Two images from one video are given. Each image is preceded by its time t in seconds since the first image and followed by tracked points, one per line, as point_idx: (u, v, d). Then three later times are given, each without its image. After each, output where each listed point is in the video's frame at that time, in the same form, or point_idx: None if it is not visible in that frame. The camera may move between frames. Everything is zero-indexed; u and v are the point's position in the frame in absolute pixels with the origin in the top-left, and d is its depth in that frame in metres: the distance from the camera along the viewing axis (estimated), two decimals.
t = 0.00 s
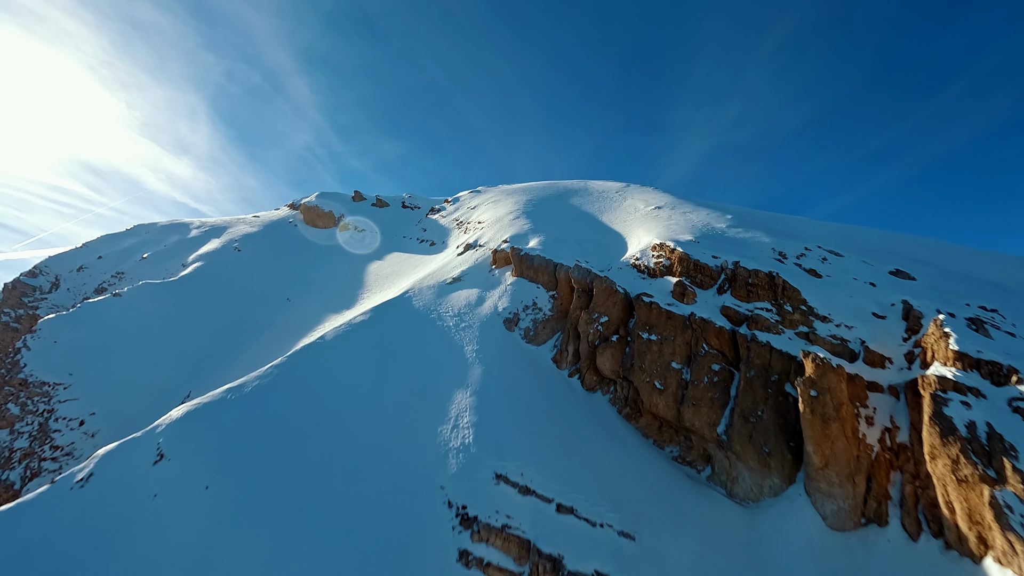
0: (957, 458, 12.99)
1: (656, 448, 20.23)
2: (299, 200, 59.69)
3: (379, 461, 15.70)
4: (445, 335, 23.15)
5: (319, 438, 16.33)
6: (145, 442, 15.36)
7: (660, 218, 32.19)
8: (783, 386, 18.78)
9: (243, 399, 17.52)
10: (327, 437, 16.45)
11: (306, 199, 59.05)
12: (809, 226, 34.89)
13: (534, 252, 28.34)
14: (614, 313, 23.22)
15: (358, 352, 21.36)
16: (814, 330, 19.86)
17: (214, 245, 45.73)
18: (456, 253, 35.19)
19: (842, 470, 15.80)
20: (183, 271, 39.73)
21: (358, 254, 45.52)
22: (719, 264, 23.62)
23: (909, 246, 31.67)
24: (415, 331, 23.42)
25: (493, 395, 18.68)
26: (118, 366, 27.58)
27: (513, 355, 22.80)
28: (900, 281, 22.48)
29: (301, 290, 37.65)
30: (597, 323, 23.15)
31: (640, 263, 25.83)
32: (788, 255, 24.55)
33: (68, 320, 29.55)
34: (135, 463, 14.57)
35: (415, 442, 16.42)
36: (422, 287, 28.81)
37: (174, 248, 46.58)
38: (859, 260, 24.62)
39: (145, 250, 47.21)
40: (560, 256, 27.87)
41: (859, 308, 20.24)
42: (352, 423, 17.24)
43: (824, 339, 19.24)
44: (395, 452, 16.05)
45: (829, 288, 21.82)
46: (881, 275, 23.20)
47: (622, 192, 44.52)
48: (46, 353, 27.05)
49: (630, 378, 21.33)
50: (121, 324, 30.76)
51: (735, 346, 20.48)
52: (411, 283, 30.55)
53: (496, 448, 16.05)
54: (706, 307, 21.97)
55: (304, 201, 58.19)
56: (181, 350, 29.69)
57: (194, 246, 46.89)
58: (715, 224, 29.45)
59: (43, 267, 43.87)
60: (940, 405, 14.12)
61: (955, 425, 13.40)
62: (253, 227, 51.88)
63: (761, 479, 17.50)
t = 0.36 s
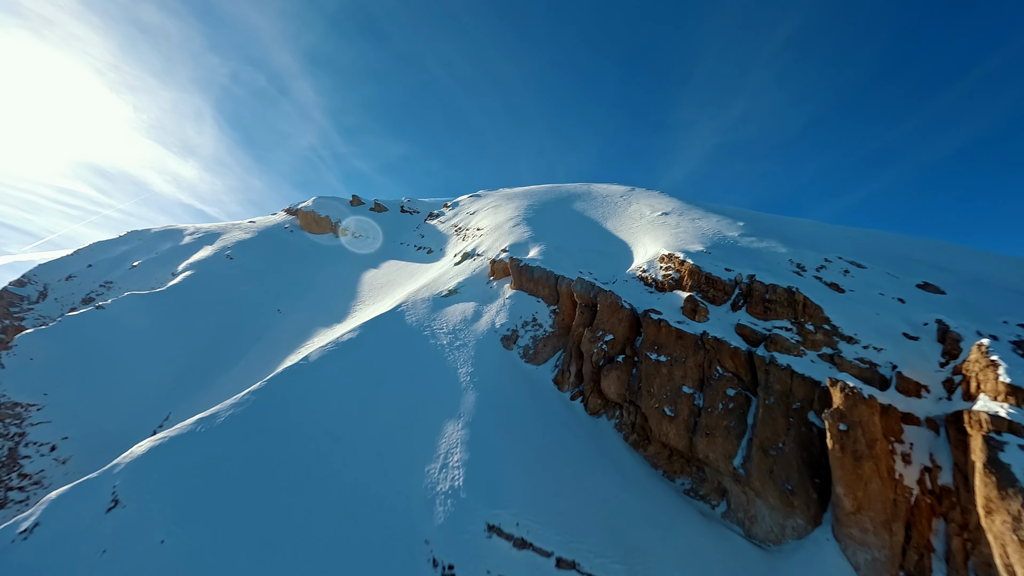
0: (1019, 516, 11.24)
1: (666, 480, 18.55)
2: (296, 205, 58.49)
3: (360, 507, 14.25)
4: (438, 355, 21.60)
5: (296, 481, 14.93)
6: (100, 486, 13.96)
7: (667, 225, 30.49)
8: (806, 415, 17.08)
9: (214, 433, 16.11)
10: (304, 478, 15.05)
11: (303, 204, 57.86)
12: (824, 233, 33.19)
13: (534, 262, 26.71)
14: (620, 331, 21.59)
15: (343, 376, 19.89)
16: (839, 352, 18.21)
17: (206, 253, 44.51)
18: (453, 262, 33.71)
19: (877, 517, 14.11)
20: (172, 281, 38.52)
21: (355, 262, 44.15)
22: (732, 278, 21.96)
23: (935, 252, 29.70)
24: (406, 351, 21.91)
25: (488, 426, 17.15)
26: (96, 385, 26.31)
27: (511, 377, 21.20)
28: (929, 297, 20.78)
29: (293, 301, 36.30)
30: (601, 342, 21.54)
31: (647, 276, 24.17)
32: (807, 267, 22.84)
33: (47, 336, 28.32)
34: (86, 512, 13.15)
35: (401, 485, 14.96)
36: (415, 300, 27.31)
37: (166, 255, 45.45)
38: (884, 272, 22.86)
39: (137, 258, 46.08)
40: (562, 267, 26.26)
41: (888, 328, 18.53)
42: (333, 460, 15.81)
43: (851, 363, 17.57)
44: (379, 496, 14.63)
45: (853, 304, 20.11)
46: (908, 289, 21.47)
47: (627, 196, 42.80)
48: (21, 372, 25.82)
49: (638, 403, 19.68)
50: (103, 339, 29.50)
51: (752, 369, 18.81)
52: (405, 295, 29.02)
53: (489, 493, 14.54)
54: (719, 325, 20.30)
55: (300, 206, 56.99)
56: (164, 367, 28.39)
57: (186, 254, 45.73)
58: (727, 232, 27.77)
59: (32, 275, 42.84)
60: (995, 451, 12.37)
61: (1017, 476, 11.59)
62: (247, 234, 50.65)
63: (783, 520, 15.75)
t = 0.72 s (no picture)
0: None
1: (678, 518, 16.83)
2: (293, 211, 57.30)
3: (334, 567, 12.78)
4: (429, 379, 20.05)
5: (265, 533, 13.47)
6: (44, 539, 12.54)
7: (676, 235, 28.81)
8: (834, 451, 15.25)
9: (179, 474, 14.71)
10: (275, 530, 13.63)
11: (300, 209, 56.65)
12: (842, 243, 31.45)
13: (535, 275, 25.09)
14: (626, 352, 19.97)
15: (325, 404, 18.45)
16: (869, 380, 16.51)
17: (198, 261, 43.30)
18: (449, 273, 32.18)
19: None
20: (161, 291, 37.31)
21: (351, 270, 42.78)
22: (748, 294, 20.26)
23: (964, 260, 27.72)
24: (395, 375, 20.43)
25: (480, 469, 15.72)
26: (73, 408, 25.05)
27: (508, 403, 19.64)
28: (966, 316, 19.00)
29: (285, 313, 34.93)
30: (606, 364, 19.95)
31: (655, 291, 22.53)
32: (829, 282, 21.13)
33: (24, 353, 27.09)
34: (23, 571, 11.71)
35: (381, 542, 13.54)
36: (409, 315, 25.86)
37: (158, 263, 44.32)
38: (913, 287, 21.11)
39: (128, 266, 45.02)
40: (564, 281, 24.66)
41: (924, 353, 16.81)
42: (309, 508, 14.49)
43: (883, 393, 15.91)
44: (357, 555, 13.17)
45: (882, 324, 18.35)
46: (941, 307, 19.71)
47: (632, 202, 41.18)
48: None
49: (646, 433, 18.05)
50: (83, 356, 28.21)
51: (772, 398, 17.12)
52: (399, 309, 27.55)
53: (478, 549, 13.19)
54: (735, 347, 18.63)
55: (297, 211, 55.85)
56: (145, 387, 27.07)
57: (178, 262, 44.57)
58: (740, 243, 26.08)
59: (21, 284, 41.88)
60: None
61: None
62: (242, 240, 49.50)
63: (809, 570, 13.98)
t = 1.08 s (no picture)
0: None
1: (693, 567, 15.09)
2: (291, 216, 56.12)
3: None
4: (420, 409, 18.49)
5: None
6: None
7: (685, 245, 27.13)
8: (869, 497, 13.46)
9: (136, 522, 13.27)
10: None
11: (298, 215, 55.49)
12: (862, 251, 29.62)
13: (535, 289, 23.49)
14: (634, 378, 18.36)
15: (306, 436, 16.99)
16: (907, 415, 14.69)
17: (190, 270, 42.08)
18: (446, 286, 30.65)
19: None
20: (150, 303, 36.11)
21: (347, 279, 41.39)
22: (767, 314, 18.61)
23: (998, 271, 25.77)
24: (383, 402, 18.88)
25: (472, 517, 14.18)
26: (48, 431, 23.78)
27: (505, 434, 18.04)
28: (1010, 338, 17.19)
29: (276, 327, 33.58)
30: (612, 392, 18.37)
31: (664, 308, 20.90)
32: (856, 301, 19.40)
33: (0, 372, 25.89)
34: None
35: None
36: (402, 332, 24.41)
37: (149, 272, 43.20)
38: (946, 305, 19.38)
39: (120, 275, 43.96)
40: (566, 296, 23.05)
41: (968, 384, 14.99)
42: (278, 563, 12.90)
43: (923, 430, 14.06)
44: None
45: (918, 348, 16.58)
46: (981, 328, 17.91)
47: (638, 208, 39.50)
48: None
49: (656, 471, 16.42)
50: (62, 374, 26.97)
51: (797, 432, 15.37)
52: (391, 326, 26.05)
53: None
54: (753, 375, 16.94)
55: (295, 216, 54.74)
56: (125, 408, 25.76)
57: (170, 271, 43.39)
58: (754, 255, 24.38)
59: (11, 294, 40.96)
60: None
61: None
62: (237, 248, 48.30)
63: None
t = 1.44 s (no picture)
0: None
1: None
2: (287, 222, 54.87)
3: None
4: (410, 445, 17.02)
5: None
6: None
7: (695, 257, 25.46)
8: (913, 555, 11.75)
9: None
10: None
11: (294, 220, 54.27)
12: (884, 258, 27.84)
13: (535, 306, 21.88)
14: (643, 409, 16.74)
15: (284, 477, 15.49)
16: (954, 458, 12.82)
17: (180, 280, 40.76)
18: (441, 300, 29.14)
19: None
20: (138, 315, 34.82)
21: (342, 289, 40.02)
22: (790, 339, 16.98)
23: None
24: (370, 437, 17.46)
25: None
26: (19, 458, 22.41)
27: (502, 473, 16.56)
28: None
29: (266, 343, 32.21)
30: (619, 425, 16.76)
31: (676, 330, 19.28)
32: (888, 324, 17.71)
33: None
34: None
35: None
36: (395, 353, 22.91)
37: (140, 281, 41.94)
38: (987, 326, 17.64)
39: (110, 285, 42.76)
40: (569, 314, 21.45)
41: None
42: None
43: (975, 478, 12.18)
44: None
45: (961, 378, 14.84)
46: None
47: (644, 214, 37.88)
48: None
49: (669, 516, 14.71)
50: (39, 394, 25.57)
51: (828, 477, 13.65)
52: (383, 345, 24.54)
53: None
54: (777, 409, 15.27)
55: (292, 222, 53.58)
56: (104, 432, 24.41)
57: (161, 280, 42.11)
58: (770, 270, 22.74)
59: None
60: None
61: None
62: (231, 255, 47.02)
63: None
